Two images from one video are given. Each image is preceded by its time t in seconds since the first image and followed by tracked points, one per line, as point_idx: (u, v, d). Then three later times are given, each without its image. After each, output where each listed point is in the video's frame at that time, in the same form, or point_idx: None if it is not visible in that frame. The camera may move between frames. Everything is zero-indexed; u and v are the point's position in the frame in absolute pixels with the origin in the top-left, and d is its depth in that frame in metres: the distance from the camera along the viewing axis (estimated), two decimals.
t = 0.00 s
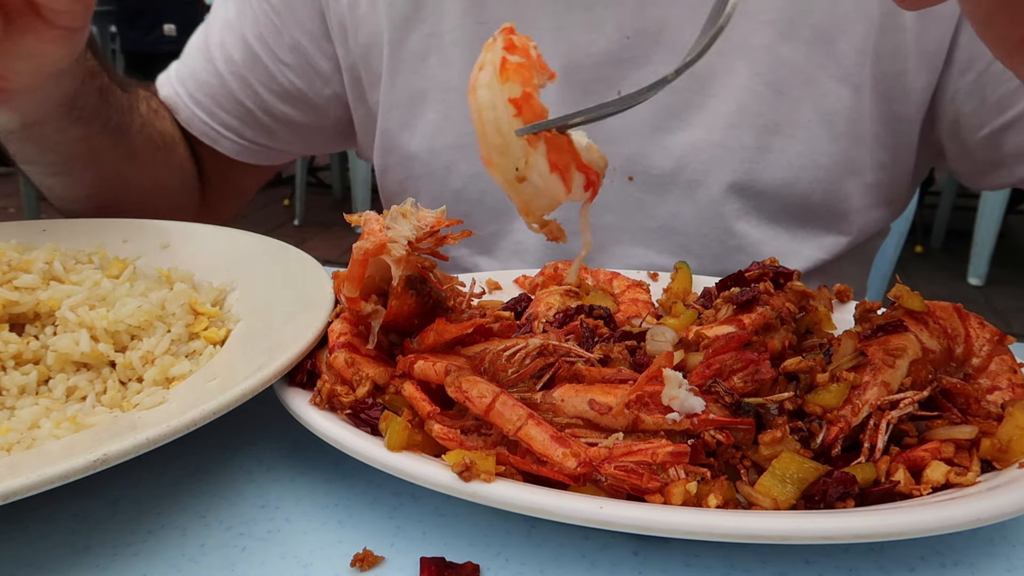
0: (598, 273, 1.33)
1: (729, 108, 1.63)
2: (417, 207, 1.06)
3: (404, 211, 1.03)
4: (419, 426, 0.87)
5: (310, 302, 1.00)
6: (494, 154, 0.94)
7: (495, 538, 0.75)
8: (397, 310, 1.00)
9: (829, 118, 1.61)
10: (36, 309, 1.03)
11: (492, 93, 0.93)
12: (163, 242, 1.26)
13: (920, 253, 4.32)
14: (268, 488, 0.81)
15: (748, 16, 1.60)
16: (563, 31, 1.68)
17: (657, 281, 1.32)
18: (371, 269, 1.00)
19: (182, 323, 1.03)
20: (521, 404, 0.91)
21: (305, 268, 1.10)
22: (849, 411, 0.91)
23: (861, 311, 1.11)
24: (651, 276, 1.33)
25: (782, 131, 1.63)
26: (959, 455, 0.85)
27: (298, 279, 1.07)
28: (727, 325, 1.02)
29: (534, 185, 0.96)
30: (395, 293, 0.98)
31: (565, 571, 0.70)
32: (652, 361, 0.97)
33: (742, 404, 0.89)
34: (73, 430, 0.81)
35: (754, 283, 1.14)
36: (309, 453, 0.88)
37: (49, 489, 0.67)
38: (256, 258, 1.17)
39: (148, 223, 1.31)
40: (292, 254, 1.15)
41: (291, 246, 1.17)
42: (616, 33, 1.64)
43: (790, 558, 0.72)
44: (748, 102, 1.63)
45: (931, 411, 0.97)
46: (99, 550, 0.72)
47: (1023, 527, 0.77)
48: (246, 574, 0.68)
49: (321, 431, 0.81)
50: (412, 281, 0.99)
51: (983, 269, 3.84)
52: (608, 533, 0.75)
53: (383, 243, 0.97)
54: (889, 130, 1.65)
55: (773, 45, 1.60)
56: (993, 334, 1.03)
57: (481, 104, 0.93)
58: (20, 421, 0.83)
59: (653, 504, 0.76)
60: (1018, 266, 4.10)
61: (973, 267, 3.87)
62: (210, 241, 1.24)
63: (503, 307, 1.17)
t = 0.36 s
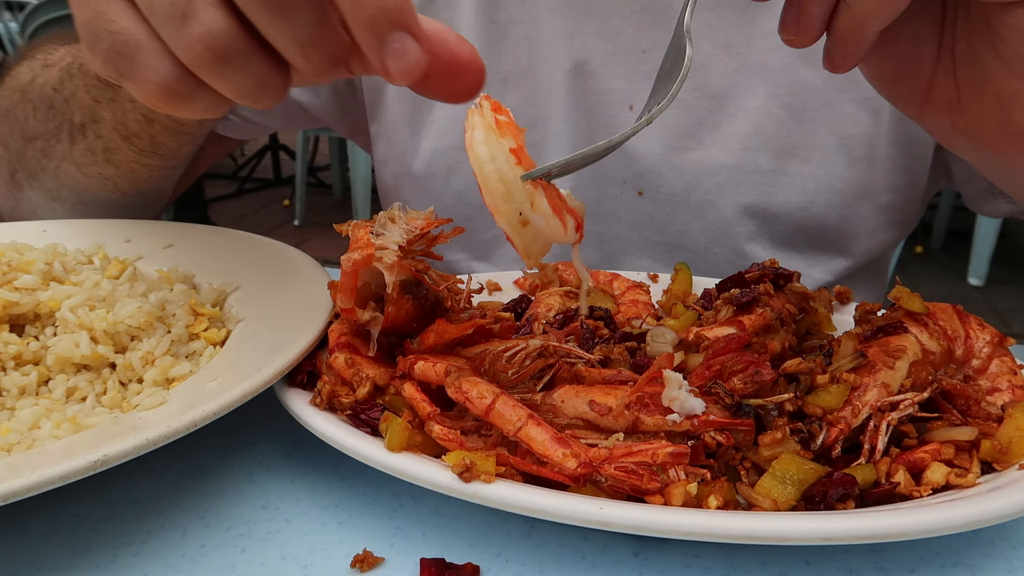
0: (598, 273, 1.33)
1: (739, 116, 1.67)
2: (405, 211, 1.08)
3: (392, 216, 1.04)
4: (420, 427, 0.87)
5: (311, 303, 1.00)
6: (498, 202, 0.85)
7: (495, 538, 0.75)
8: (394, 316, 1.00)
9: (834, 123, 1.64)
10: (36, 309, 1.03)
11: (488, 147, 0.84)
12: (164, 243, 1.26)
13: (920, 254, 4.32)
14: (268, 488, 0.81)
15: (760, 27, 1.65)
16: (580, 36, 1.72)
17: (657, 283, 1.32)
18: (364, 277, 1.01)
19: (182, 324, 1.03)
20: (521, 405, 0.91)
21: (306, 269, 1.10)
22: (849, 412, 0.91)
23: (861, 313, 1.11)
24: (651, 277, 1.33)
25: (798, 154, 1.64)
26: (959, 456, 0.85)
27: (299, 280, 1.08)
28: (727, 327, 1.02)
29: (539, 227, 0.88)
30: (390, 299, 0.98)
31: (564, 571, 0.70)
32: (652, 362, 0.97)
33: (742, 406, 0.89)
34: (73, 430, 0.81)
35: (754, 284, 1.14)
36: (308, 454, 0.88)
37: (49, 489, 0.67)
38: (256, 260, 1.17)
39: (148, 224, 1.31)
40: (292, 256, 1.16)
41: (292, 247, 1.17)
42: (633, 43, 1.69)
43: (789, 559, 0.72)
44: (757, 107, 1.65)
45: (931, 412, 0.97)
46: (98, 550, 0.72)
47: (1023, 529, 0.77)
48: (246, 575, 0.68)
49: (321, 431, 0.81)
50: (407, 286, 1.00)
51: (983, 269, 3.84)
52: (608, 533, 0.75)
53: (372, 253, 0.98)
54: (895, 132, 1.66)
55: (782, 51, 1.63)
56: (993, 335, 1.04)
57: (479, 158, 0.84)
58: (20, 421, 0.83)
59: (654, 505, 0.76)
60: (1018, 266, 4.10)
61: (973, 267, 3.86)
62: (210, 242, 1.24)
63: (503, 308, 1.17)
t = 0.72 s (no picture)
0: (598, 273, 1.33)
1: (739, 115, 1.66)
2: (404, 213, 1.08)
3: (390, 218, 1.05)
4: (419, 427, 0.87)
5: (311, 304, 1.00)
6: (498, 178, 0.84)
7: (495, 539, 0.75)
8: (394, 317, 1.00)
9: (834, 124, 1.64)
10: (37, 310, 1.03)
11: (493, 123, 0.84)
12: (165, 244, 1.26)
13: (920, 254, 4.32)
14: (268, 489, 0.81)
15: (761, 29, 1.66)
16: (582, 38, 1.73)
17: (657, 283, 1.32)
18: (363, 279, 1.00)
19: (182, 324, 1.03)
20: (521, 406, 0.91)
21: (306, 270, 1.11)
22: (849, 413, 0.91)
23: (861, 314, 1.11)
24: (651, 277, 1.33)
25: (799, 160, 1.65)
26: (958, 457, 0.85)
27: (299, 281, 1.08)
28: (726, 327, 1.02)
29: (539, 203, 0.88)
30: (390, 300, 0.98)
31: (564, 571, 0.70)
32: (652, 363, 0.97)
33: (741, 406, 0.89)
34: (72, 430, 0.81)
35: (753, 285, 1.14)
36: (308, 454, 0.88)
37: (49, 489, 0.67)
38: (256, 261, 1.17)
39: (148, 225, 1.31)
40: (293, 256, 1.16)
41: (292, 248, 1.18)
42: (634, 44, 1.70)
43: (789, 560, 0.72)
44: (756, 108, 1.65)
45: (930, 413, 0.98)
46: (98, 550, 0.72)
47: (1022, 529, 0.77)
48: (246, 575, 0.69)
49: (321, 432, 0.81)
50: (407, 287, 1.00)
51: (982, 269, 3.84)
52: (607, 534, 0.76)
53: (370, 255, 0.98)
54: (894, 134, 1.67)
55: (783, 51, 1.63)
56: (992, 336, 1.04)
57: (484, 134, 0.83)
58: (21, 422, 0.83)
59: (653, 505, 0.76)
60: (1017, 266, 4.10)
61: (972, 267, 3.86)
62: (211, 243, 1.24)
63: (503, 309, 1.18)
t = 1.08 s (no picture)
0: (598, 274, 1.33)
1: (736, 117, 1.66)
2: (403, 214, 1.08)
3: (390, 218, 1.05)
4: (420, 428, 0.87)
5: (311, 305, 1.00)
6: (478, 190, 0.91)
7: (495, 539, 0.75)
8: (394, 317, 1.00)
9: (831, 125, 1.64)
10: (37, 311, 1.03)
11: (477, 130, 0.89)
12: (166, 244, 1.26)
13: (919, 254, 4.32)
14: (268, 489, 0.81)
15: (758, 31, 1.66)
16: (576, 41, 1.73)
17: (657, 284, 1.32)
18: (363, 280, 1.00)
19: (182, 324, 1.03)
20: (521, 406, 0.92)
21: (306, 270, 1.11)
22: (849, 413, 0.91)
23: (861, 315, 1.11)
24: (651, 278, 1.33)
25: (796, 160, 1.65)
26: (958, 457, 0.85)
27: (299, 281, 1.08)
28: (726, 328, 1.02)
29: (512, 214, 0.94)
30: (390, 301, 0.98)
31: (565, 571, 0.70)
32: (652, 364, 0.97)
33: (741, 407, 0.89)
34: (73, 430, 0.81)
35: (754, 285, 1.14)
36: (308, 454, 0.88)
37: (50, 489, 0.67)
38: (257, 261, 1.17)
39: (149, 226, 1.31)
40: (293, 257, 1.16)
41: (293, 248, 1.18)
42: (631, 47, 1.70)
43: (789, 560, 0.72)
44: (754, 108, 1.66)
45: (930, 414, 0.98)
46: (99, 550, 0.72)
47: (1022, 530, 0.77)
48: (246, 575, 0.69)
49: (321, 432, 0.81)
50: (407, 288, 1.00)
51: (982, 270, 3.84)
52: (607, 534, 0.76)
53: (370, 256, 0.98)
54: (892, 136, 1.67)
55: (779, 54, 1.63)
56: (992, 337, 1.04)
57: (467, 142, 0.88)
58: (21, 422, 0.83)
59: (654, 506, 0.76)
60: (1018, 266, 4.10)
61: (972, 267, 3.87)
62: (211, 243, 1.25)
63: (504, 309, 1.18)
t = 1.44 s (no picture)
0: (598, 273, 1.33)
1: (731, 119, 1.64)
2: (403, 213, 1.07)
3: (390, 218, 1.04)
4: (420, 428, 0.87)
5: (311, 304, 1.00)
6: None
7: (495, 539, 0.75)
8: (394, 317, 0.99)
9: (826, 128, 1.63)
10: (37, 310, 1.03)
11: None
12: (165, 244, 1.26)
13: (920, 254, 4.32)
14: (268, 488, 0.81)
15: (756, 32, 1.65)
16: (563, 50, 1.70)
17: (657, 283, 1.32)
18: (363, 280, 1.00)
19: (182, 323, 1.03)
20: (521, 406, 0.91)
21: (306, 270, 1.10)
22: (850, 413, 0.91)
23: (861, 315, 1.11)
24: (651, 278, 1.32)
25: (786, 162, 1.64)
26: (959, 457, 0.85)
27: (298, 281, 1.08)
28: (727, 327, 1.02)
29: None
30: (390, 301, 0.98)
31: (564, 571, 0.70)
32: (652, 364, 0.97)
33: (742, 407, 0.89)
34: (72, 430, 0.81)
35: (754, 285, 1.14)
36: (308, 454, 0.88)
37: (49, 489, 0.67)
38: (256, 261, 1.17)
39: (148, 225, 1.31)
40: (293, 256, 1.16)
41: (292, 248, 1.18)
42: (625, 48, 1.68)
43: (789, 560, 0.72)
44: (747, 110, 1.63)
45: (930, 413, 0.98)
46: (99, 550, 0.72)
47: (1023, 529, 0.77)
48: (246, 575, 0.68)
49: (321, 432, 0.81)
50: (407, 288, 0.99)
51: (983, 269, 3.83)
52: (607, 534, 0.75)
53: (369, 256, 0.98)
54: (892, 136, 1.67)
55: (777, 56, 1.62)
56: (993, 337, 1.04)
57: None
58: (20, 422, 0.83)
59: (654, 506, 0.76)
60: (1018, 266, 4.10)
61: (973, 267, 3.86)
62: (210, 242, 1.24)
63: (503, 309, 1.17)
